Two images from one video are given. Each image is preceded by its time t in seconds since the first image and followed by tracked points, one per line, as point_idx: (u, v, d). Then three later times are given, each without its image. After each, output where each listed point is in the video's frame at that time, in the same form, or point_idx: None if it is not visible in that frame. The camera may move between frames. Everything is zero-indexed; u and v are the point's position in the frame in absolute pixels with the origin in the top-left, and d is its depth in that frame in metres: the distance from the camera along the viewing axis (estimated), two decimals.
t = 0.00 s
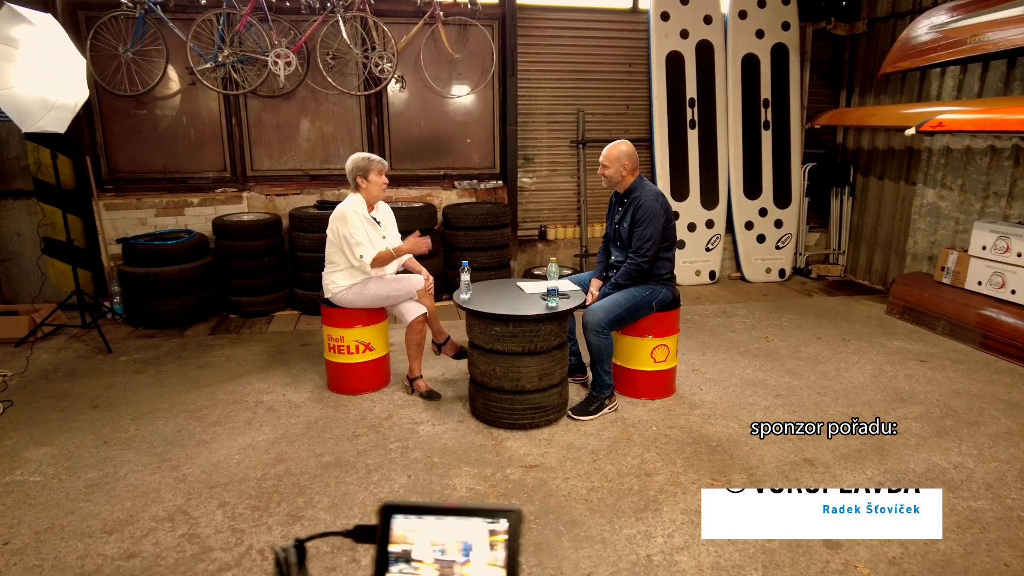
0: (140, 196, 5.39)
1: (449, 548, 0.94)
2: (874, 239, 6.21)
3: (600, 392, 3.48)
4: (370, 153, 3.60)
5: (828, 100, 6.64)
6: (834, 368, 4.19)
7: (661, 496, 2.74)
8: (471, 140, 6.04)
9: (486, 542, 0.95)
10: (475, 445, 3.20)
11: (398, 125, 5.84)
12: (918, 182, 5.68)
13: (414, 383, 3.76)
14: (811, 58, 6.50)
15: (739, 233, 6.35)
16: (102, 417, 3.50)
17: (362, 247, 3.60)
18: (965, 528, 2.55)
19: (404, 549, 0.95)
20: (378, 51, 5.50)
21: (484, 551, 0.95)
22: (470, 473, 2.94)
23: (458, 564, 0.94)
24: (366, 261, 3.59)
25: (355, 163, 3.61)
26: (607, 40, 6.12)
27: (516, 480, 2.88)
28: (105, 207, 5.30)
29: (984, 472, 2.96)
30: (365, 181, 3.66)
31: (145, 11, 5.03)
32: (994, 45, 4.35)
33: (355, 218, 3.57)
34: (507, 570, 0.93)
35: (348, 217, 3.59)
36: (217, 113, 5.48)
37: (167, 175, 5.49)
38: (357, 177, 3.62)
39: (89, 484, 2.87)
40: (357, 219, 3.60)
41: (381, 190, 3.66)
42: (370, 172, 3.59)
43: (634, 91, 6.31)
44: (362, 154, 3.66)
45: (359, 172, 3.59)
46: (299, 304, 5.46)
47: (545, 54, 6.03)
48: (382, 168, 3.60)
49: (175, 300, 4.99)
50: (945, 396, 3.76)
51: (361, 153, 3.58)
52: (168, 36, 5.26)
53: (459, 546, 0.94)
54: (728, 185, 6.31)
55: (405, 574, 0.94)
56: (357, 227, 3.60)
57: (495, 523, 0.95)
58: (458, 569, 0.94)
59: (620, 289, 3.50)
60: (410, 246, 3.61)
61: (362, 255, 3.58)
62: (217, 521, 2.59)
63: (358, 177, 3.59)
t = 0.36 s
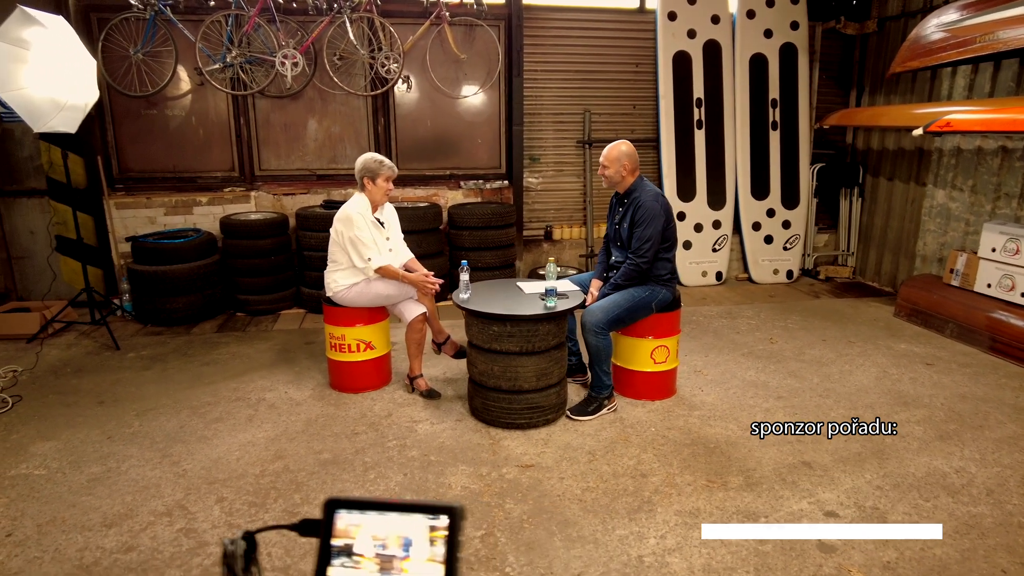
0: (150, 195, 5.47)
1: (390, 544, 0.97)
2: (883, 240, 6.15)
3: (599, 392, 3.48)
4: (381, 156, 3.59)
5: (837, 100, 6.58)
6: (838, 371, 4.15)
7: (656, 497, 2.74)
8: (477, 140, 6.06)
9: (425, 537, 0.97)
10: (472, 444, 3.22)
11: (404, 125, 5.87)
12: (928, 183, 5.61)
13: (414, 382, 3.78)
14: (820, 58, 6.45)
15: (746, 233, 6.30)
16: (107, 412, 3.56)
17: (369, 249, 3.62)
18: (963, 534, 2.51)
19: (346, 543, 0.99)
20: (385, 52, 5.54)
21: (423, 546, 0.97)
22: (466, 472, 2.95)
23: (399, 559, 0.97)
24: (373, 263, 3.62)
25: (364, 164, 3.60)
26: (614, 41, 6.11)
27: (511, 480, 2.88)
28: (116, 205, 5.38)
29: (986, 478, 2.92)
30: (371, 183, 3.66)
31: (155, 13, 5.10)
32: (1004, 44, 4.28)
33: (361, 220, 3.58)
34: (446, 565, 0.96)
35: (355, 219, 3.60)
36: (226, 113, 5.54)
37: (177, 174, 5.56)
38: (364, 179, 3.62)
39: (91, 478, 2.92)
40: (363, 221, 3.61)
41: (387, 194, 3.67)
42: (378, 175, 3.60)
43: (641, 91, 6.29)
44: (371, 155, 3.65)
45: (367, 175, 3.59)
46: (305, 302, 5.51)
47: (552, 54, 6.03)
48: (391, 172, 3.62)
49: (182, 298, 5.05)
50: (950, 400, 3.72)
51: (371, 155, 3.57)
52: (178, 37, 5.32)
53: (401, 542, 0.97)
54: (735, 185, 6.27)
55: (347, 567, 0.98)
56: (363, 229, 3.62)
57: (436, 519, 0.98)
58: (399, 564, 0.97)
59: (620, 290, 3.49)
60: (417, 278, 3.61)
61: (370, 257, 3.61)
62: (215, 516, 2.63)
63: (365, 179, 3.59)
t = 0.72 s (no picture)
0: (159, 195, 5.54)
1: (330, 535, 0.98)
2: (892, 242, 6.08)
3: (597, 392, 3.49)
4: (390, 158, 3.59)
5: (847, 100, 6.52)
6: (841, 373, 4.11)
7: (649, 498, 2.73)
8: (483, 141, 6.07)
9: (363, 530, 0.97)
10: (469, 443, 3.23)
11: (411, 125, 5.90)
12: (938, 184, 5.54)
13: (414, 381, 3.80)
14: (829, 58, 6.39)
15: (753, 234, 6.26)
16: (112, 408, 3.62)
17: (377, 250, 3.61)
18: (959, 539, 2.49)
19: (287, 534, 0.99)
20: (391, 53, 5.57)
21: (361, 538, 0.97)
22: (461, 471, 2.97)
23: (337, 550, 0.97)
24: (381, 264, 3.60)
25: (373, 166, 3.59)
26: (620, 41, 6.09)
27: (505, 479, 2.89)
28: (126, 205, 5.46)
29: (986, 483, 2.88)
30: (380, 185, 3.65)
31: (165, 15, 5.18)
32: (1012, 44, 4.23)
33: (369, 221, 3.56)
34: (382, 559, 0.95)
35: (363, 220, 3.58)
36: (234, 113, 5.60)
37: (186, 174, 5.64)
38: (373, 180, 3.61)
39: (93, 472, 2.97)
40: (371, 222, 3.60)
41: (395, 196, 3.66)
42: (387, 177, 3.58)
43: (647, 91, 6.27)
44: (380, 157, 3.64)
45: (377, 176, 3.58)
46: (311, 301, 5.56)
47: (557, 54, 6.03)
48: (400, 175, 3.61)
49: (189, 296, 5.12)
50: (954, 404, 3.67)
51: (380, 157, 3.55)
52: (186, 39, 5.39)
53: (339, 534, 0.97)
54: (742, 186, 6.23)
55: (287, 557, 0.98)
56: (371, 231, 3.60)
57: (375, 513, 0.97)
58: (337, 555, 0.97)
59: (618, 291, 3.49)
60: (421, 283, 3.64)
61: (379, 258, 3.60)
62: (211, 511, 2.66)
63: (374, 181, 3.58)
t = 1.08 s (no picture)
0: (168, 193, 5.62)
1: (279, 524, 1.01)
2: (901, 243, 6.02)
3: (595, 392, 3.49)
4: (401, 161, 3.55)
5: (856, 100, 6.46)
6: (844, 375, 4.09)
7: (643, 499, 2.73)
8: (489, 141, 6.09)
9: (310, 520, 1.01)
10: (467, 442, 3.25)
11: (417, 125, 5.94)
12: (948, 185, 5.48)
13: (414, 379, 3.83)
14: (838, 57, 6.34)
15: (760, 235, 6.23)
16: (118, 403, 3.68)
17: (381, 252, 3.60)
18: (955, 543, 2.46)
19: (239, 524, 1.03)
20: (397, 53, 5.61)
21: (308, 527, 1.01)
22: (457, 469, 2.98)
23: (285, 541, 1.01)
24: (384, 266, 3.59)
25: (384, 168, 3.56)
26: (627, 41, 6.08)
27: (500, 477, 2.91)
28: (136, 203, 5.54)
29: (986, 487, 2.86)
30: (390, 187, 3.62)
31: (175, 16, 5.25)
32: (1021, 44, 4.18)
33: (375, 224, 3.56)
34: (326, 549, 0.99)
35: (369, 222, 3.57)
36: (242, 114, 5.67)
37: (195, 173, 5.71)
38: (382, 183, 3.58)
39: (97, 466, 3.02)
40: (377, 225, 3.58)
41: (403, 199, 3.63)
42: (396, 180, 3.55)
43: (654, 92, 6.26)
44: (391, 158, 3.61)
45: (386, 178, 3.55)
46: (317, 300, 5.60)
47: (563, 54, 6.04)
48: (409, 179, 3.57)
49: (196, 294, 5.18)
50: (957, 407, 3.64)
51: (391, 160, 3.52)
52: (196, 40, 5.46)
53: (286, 524, 1.01)
54: (749, 187, 6.20)
55: (238, 545, 1.02)
56: (375, 233, 3.59)
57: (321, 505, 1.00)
58: (285, 545, 1.01)
59: (616, 291, 3.49)
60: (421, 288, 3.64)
61: (382, 261, 3.59)
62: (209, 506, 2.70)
63: (384, 183, 3.55)
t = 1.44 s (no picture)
0: (178, 193, 5.69)
1: (230, 515, 1.05)
2: (911, 245, 5.95)
3: (594, 393, 3.49)
4: (403, 162, 3.59)
5: (865, 101, 6.40)
6: (847, 379, 4.05)
7: (637, 500, 2.73)
8: (495, 142, 6.11)
9: (260, 511, 1.04)
10: (464, 441, 3.26)
11: (423, 126, 5.97)
12: (958, 187, 5.41)
13: (415, 378, 3.85)
14: (847, 58, 6.29)
15: (767, 237, 6.19)
16: (123, 400, 3.74)
17: (380, 253, 3.63)
18: (951, 549, 2.44)
19: (191, 514, 1.05)
20: (403, 55, 5.64)
21: (259, 518, 1.04)
22: (453, 468, 3.00)
23: (235, 531, 1.04)
24: (381, 267, 3.62)
25: (385, 169, 3.59)
26: (633, 43, 6.08)
27: (496, 477, 2.92)
28: (146, 203, 5.63)
29: (986, 492, 2.82)
30: (391, 187, 3.65)
31: (185, 19, 5.33)
32: None
33: (375, 224, 3.59)
34: (274, 540, 1.02)
35: (369, 222, 3.60)
36: (251, 115, 5.73)
37: (204, 173, 5.78)
38: (384, 183, 3.62)
39: (100, 461, 3.07)
40: (377, 225, 3.62)
41: (404, 200, 3.66)
42: (398, 181, 3.59)
43: (661, 92, 6.24)
44: (393, 159, 3.65)
45: (388, 178, 3.59)
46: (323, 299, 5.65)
47: (569, 55, 6.04)
48: (411, 180, 3.61)
49: (204, 293, 5.25)
50: (961, 412, 3.59)
51: (393, 160, 3.57)
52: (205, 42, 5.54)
53: (236, 515, 1.04)
54: (756, 188, 6.16)
55: (190, 535, 1.05)
56: (375, 233, 3.63)
57: (272, 497, 1.04)
58: (235, 535, 1.04)
59: (616, 292, 3.49)
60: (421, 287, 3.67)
61: (379, 262, 3.62)
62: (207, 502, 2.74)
63: (385, 184, 3.59)
